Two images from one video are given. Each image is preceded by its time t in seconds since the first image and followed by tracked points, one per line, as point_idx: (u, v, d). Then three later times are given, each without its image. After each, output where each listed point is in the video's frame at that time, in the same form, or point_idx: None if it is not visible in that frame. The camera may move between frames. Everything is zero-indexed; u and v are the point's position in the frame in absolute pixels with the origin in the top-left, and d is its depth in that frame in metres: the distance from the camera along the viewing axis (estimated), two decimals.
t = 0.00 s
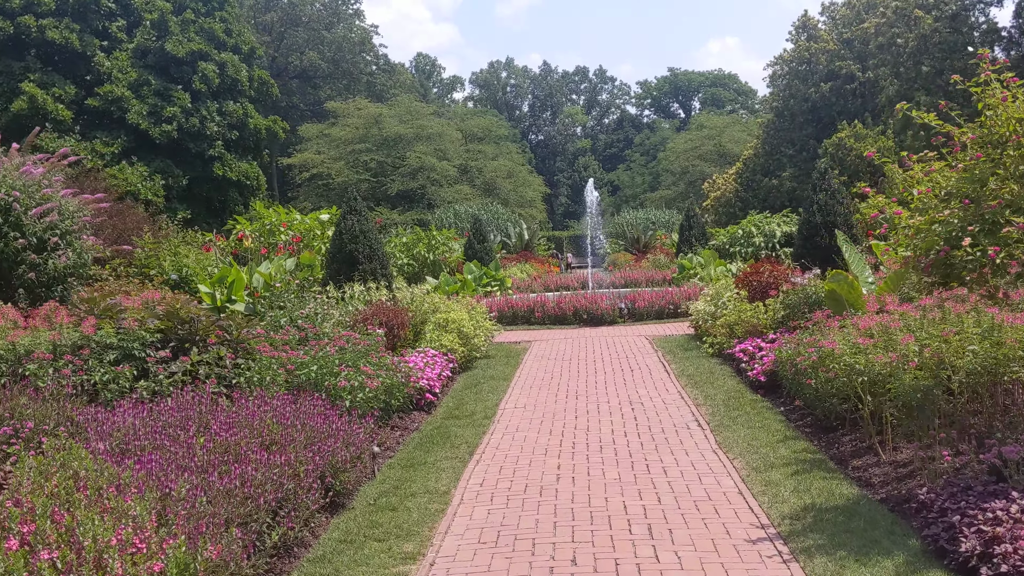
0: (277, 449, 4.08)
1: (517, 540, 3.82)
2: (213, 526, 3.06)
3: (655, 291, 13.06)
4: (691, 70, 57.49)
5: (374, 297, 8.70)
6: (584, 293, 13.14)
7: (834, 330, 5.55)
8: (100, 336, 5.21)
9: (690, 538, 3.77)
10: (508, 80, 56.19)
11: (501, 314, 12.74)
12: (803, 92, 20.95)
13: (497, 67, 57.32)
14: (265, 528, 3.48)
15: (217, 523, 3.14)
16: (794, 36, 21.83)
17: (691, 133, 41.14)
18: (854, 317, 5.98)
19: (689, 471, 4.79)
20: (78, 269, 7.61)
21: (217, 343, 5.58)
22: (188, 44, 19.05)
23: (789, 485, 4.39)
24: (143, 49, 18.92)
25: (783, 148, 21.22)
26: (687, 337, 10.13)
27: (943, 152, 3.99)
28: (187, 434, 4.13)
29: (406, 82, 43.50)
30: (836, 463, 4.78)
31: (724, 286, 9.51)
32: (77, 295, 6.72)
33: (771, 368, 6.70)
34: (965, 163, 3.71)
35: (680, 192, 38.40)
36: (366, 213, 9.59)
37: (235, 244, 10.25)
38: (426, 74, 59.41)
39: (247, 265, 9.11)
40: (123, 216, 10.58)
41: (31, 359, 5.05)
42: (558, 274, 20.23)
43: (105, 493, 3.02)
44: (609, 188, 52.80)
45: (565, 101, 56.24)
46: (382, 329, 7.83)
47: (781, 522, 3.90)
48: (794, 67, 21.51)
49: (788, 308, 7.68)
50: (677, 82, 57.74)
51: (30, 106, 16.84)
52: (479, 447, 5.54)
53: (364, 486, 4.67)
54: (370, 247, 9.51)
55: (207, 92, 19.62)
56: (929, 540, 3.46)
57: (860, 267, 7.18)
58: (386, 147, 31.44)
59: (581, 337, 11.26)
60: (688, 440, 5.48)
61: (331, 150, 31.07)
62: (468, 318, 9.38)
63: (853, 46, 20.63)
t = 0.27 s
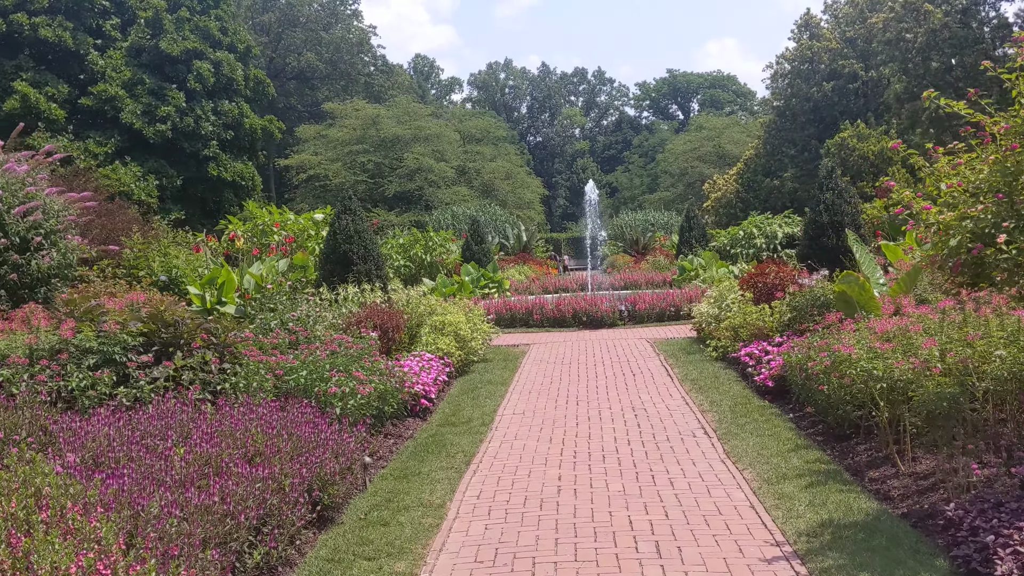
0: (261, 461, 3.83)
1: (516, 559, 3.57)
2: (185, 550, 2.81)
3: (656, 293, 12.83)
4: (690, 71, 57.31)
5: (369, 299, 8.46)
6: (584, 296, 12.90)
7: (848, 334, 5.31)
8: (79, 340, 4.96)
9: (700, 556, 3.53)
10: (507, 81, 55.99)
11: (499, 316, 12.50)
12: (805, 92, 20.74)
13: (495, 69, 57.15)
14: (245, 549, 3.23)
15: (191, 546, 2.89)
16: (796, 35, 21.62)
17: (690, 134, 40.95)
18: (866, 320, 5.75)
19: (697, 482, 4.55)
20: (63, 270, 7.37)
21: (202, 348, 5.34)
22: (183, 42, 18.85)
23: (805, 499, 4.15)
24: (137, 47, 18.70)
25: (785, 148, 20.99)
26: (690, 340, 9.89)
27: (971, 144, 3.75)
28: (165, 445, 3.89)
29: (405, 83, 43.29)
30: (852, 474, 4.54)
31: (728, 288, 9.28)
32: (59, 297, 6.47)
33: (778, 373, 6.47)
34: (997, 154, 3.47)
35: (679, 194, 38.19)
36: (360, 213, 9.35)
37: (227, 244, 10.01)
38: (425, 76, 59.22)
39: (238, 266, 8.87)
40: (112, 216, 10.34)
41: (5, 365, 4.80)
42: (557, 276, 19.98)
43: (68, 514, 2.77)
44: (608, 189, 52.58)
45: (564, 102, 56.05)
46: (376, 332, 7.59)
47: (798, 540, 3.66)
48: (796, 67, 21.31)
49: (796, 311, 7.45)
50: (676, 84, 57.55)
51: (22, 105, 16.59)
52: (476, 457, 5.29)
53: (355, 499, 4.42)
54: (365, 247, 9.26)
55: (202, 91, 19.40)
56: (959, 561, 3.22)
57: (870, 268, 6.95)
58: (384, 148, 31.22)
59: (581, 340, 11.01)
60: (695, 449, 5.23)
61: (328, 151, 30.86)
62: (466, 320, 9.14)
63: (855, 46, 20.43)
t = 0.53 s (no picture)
0: (242, 483, 3.60)
1: None
2: None
3: (657, 296, 12.59)
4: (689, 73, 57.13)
5: (364, 304, 8.24)
6: (584, 299, 12.68)
7: (861, 343, 5.08)
8: (55, 350, 4.73)
9: None
10: (506, 83, 55.80)
11: (498, 320, 12.27)
12: (807, 92, 20.53)
13: (495, 70, 56.98)
14: None
15: None
16: (798, 35, 21.40)
17: (691, 135, 40.74)
18: (879, 328, 5.52)
19: (704, 499, 4.32)
20: (48, 275, 7.15)
21: (187, 358, 5.12)
22: (179, 42, 18.67)
23: (818, 519, 3.93)
24: (132, 47, 18.51)
25: (787, 149, 20.74)
26: (693, 345, 9.68)
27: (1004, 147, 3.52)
28: (140, 465, 3.66)
29: (404, 84, 43.08)
30: (867, 491, 4.33)
31: (733, 292, 9.07)
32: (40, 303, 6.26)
33: (786, 381, 6.26)
34: None
35: (679, 196, 37.98)
36: (355, 216, 9.13)
37: (219, 247, 9.79)
38: (424, 77, 59.03)
39: (229, 270, 8.65)
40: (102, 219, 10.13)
41: None
42: (556, 278, 19.76)
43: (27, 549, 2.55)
44: (607, 190, 52.38)
45: (563, 104, 55.85)
46: (370, 339, 7.38)
47: (814, 565, 3.44)
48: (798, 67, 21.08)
49: (802, 316, 7.23)
50: (675, 85, 57.37)
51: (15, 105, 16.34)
52: (473, 471, 5.05)
53: (343, 519, 4.19)
54: (360, 250, 9.03)
55: (198, 92, 19.20)
56: None
57: (881, 273, 6.73)
58: (383, 149, 31.01)
59: (582, 345, 10.79)
60: (702, 463, 5.01)
61: (327, 153, 30.69)
62: (463, 325, 8.90)
63: (858, 46, 20.23)
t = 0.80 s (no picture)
0: (220, 494, 3.37)
1: None
2: None
3: (661, 296, 12.33)
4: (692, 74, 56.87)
5: (359, 305, 7.99)
6: (586, 300, 12.42)
7: (876, 344, 4.84)
8: (31, 351, 4.52)
9: None
10: (508, 84, 55.58)
11: (498, 321, 12.02)
12: (811, 91, 20.29)
13: (496, 71, 56.76)
14: None
15: None
16: (802, 34, 21.17)
17: (693, 136, 40.45)
18: (894, 329, 5.28)
19: (714, 510, 4.07)
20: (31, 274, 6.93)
21: (168, 361, 4.90)
22: (175, 40, 18.50)
23: (836, 532, 3.68)
24: (128, 46, 18.33)
25: (791, 148, 20.47)
26: (698, 347, 9.42)
27: None
28: (111, 475, 3.43)
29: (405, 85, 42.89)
30: (886, 500, 4.07)
31: (739, 292, 8.83)
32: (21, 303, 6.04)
33: (798, 385, 6.00)
34: None
35: (682, 196, 37.71)
36: (351, 214, 8.88)
37: (211, 247, 9.57)
38: (426, 78, 58.85)
39: (221, 269, 8.42)
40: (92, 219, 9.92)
41: None
42: (558, 279, 19.52)
43: None
44: (610, 192, 52.10)
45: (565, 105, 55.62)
46: (364, 340, 7.14)
47: None
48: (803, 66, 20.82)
49: (812, 318, 6.99)
50: (678, 86, 57.12)
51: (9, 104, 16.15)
52: (469, 480, 4.81)
53: (329, 532, 3.94)
54: (356, 249, 8.78)
55: (195, 91, 19.02)
56: None
57: (894, 272, 6.48)
58: (384, 150, 30.80)
59: (584, 346, 10.53)
60: (709, 471, 4.76)
61: (327, 153, 30.50)
62: (462, 326, 8.66)
63: (863, 44, 19.97)
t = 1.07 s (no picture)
0: (205, 514, 3.16)
1: None
2: None
3: (667, 296, 12.08)
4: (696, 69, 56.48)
5: (359, 306, 7.77)
6: (591, 299, 12.18)
7: (898, 351, 4.61)
8: (11, 359, 4.32)
9: None
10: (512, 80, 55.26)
11: (501, 320, 11.80)
12: (819, 86, 20.01)
13: (500, 67, 56.42)
14: None
15: None
16: (810, 28, 20.87)
17: (698, 132, 40.16)
18: (916, 334, 5.04)
19: (729, 528, 3.85)
20: (19, 275, 6.73)
21: (156, 367, 4.69)
22: (175, 35, 18.28)
23: (861, 554, 3.45)
24: (128, 40, 18.13)
25: (798, 145, 20.17)
26: (706, 348, 9.19)
27: None
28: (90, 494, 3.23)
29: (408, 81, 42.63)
30: (912, 517, 3.85)
31: (749, 293, 8.59)
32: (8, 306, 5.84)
33: (813, 392, 5.77)
34: None
35: (686, 193, 37.43)
36: (351, 212, 8.66)
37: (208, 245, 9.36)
38: (429, 74, 58.55)
39: (217, 269, 8.21)
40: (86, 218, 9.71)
41: None
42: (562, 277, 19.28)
43: None
44: (613, 188, 51.81)
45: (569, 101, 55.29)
46: (363, 343, 6.92)
47: None
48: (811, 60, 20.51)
49: (826, 321, 6.77)
50: (682, 82, 56.75)
51: (6, 100, 15.95)
52: (471, 493, 4.58)
53: (322, 553, 3.72)
54: (355, 248, 8.55)
55: (195, 86, 18.81)
56: None
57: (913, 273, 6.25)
58: (386, 146, 30.57)
59: (589, 347, 10.29)
60: (723, 484, 4.53)
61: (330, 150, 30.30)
62: (464, 327, 8.44)
63: (872, 38, 19.69)
